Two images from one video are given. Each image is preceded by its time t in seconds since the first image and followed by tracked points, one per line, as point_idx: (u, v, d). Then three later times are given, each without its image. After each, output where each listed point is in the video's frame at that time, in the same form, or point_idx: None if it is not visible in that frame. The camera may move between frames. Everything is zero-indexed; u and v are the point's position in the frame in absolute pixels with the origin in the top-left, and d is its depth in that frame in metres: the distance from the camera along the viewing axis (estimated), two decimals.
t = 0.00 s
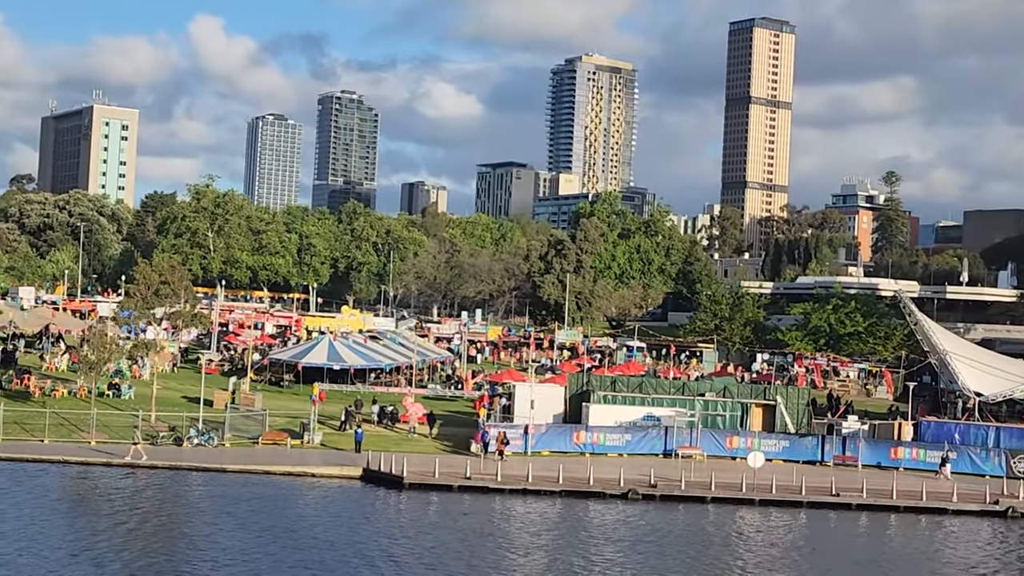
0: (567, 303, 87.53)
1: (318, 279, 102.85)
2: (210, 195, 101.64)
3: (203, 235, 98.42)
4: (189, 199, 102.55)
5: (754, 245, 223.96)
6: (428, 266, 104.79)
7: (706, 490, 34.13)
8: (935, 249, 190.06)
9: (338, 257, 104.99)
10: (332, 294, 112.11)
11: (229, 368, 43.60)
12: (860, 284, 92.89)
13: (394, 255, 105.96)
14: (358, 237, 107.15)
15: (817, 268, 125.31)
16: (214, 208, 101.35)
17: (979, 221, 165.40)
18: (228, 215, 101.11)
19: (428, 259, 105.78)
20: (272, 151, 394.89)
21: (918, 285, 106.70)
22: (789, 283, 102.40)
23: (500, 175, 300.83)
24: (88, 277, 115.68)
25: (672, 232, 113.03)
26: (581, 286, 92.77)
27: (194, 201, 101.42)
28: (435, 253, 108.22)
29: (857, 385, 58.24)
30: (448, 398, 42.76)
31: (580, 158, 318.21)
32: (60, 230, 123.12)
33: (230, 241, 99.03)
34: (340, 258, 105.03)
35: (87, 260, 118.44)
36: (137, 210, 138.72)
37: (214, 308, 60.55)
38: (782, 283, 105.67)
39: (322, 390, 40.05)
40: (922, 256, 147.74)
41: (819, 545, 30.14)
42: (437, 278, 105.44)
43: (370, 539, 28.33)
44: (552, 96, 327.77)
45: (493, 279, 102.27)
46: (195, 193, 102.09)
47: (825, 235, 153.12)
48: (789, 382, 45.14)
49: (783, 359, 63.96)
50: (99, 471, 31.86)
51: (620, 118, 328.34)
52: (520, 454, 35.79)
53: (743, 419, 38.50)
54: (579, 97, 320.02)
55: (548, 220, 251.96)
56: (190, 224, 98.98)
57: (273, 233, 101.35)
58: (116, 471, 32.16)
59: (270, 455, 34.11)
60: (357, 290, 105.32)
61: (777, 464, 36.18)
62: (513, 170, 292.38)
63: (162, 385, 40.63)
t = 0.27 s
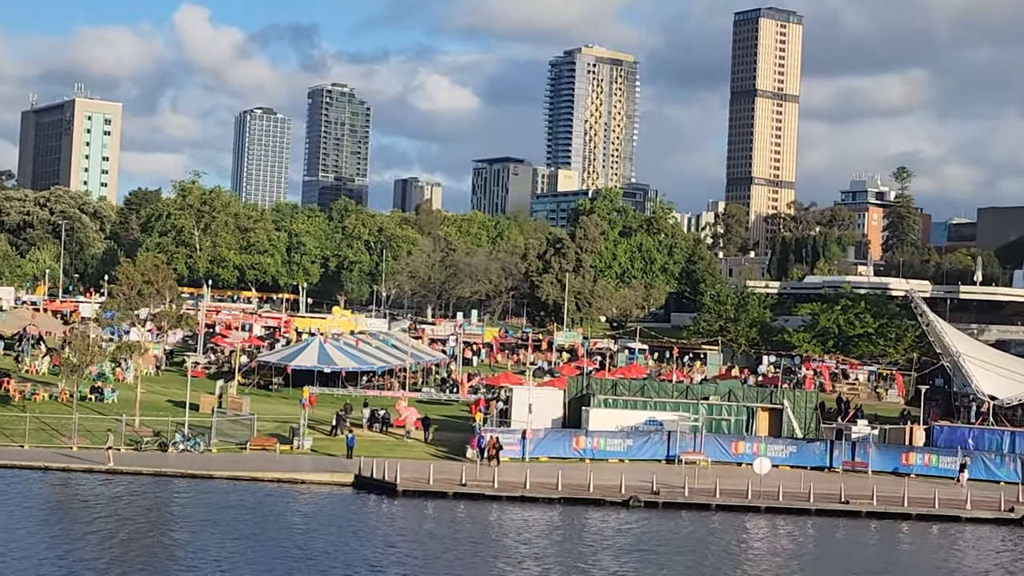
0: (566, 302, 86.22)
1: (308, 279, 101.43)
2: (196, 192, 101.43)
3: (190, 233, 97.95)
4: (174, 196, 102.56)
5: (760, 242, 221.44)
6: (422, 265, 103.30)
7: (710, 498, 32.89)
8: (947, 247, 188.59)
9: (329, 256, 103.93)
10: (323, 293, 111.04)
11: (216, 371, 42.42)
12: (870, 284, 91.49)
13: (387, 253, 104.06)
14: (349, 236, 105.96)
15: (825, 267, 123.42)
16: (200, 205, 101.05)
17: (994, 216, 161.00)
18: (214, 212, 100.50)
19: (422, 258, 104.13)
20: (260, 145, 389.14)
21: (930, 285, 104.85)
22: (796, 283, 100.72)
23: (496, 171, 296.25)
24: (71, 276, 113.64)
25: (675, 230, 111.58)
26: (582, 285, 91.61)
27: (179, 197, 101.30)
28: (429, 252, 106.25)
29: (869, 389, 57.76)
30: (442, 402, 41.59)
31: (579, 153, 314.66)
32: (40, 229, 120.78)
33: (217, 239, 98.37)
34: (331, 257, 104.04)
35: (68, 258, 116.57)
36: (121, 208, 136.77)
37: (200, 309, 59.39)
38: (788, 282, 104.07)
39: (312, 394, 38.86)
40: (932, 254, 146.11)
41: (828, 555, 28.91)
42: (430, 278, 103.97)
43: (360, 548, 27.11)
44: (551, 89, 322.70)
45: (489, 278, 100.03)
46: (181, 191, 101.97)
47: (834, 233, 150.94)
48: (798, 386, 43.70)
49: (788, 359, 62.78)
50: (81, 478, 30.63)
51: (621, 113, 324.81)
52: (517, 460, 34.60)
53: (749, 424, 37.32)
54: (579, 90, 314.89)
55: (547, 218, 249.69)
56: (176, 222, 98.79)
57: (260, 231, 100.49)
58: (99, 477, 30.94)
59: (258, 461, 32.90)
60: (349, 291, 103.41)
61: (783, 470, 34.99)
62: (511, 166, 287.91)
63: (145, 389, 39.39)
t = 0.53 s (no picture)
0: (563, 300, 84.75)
1: (293, 278, 100.35)
2: (176, 187, 98.47)
3: (169, 231, 96.09)
4: (154, 192, 99.27)
5: (764, 238, 218.49)
6: (412, 263, 101.05)
7: (712, 506, 31.50)
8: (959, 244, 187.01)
9: (315, 254, 103.10)
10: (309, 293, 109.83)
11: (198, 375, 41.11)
12: (880, 283, 89.96)
13: (375, 252, 102.49)
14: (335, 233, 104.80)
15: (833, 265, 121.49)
16: (181, 201, 98.32)
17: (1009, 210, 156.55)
18: (196, 208, 98.56)
19: (411, 255, 102.05)
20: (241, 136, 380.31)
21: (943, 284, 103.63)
22: (803, 282, 99.36)
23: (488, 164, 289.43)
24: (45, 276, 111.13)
25: (676, 226, 109.45)
26: (581, 284, 90.12)
27: (159, 193, 98.12)
28: (420, 249, 103.98)
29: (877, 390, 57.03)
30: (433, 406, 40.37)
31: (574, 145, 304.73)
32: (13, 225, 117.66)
33: (197, 237, 96.76)
34: (317, 255, 103.20)
35: (42, 257, 113.81)
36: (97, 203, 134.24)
37: (179, 309, 58.06)
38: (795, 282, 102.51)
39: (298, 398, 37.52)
40: (943, 252, 144.57)
41: (837, 565, 27.54)
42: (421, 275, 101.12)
43: (345, 558, 25.75)
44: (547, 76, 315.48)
45: (483, 277, 98.42)
46: (160, 185, 98.87)
47: (842, 229, 148.29)
48: (804, 390, 42.19)
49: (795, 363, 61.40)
50: (55, 486, 29.23)
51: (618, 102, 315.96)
52: (511, 467, 33.26)
53: (754, 429, 35.91)
54: (575, 79, 307.67)
55: (543, 214, 246.33)
56: (155, 219, 96.32)
57: (242, 227, 99.43)
58: (75, 484, 29.58)
59: (241, 468, 31.55)
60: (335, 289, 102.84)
61: (789, 477, 33.65)
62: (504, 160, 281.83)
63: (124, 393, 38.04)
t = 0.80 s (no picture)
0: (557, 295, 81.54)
1: (262, 271, 97.29)
2: (134, 173, 96.03)
3: (128, 221, 93.22)
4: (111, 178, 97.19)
5: (773, 226, 212.98)
6: (391, 255, 98.16)
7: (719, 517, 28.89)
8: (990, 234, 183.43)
9: (286, 245, 101.16)
10: (281, 287, 107.68)
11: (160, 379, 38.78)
12: (900, 275, 87.71)
13: (353, 243, 100.03)
14: (309, 223, 102.39)
15: (851, 257, 117.50)
16: (139, 187, 95.97)
17: None
18: (155, 195, 95.87)
19: (389, 247, 98.94)
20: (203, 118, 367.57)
21: (971, 277, 100.57)
22: (817, 275, 96.66)
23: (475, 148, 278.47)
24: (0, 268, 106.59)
25: (679, 215, 106.93)
26: (577, 280, 87.07)
27: (117, 179, 95.83)
28: (399, 241, 101.23)
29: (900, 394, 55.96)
30: (416, 410, 38.11)
31: (569, 127, 289.47)
32: None
33: (158, 228, 93.65)
34: (287, 247, 100.99)
35: None
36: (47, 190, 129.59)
37: (138, 306, 55.70)
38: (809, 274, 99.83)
39: (268, 404, 35.10)
40: (974, 241, 140.04)
41: None
42: (401, 270, 98.46)
43: None
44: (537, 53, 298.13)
45: (469, 271, 95.25)
46: (118, 171, 96.31)
47: (860, 218, 145.09)
48: (819, 391, 39.51)
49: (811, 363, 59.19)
50: None
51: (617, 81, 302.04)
52: (498, 478, 30.73)
53: (765, 436, 33.25)
54: (569, 54, 292.26)
55: (534, 200, 239.78)
56: (112, 207, 93.66)
57: (206, 217, 95.78)
58: (21, 497, 26.99)
59: (205, 479, 28.96)
60: (311, 284, 100.00)
61: (803, 487, 31.08)
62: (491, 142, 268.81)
63: (77, 398, 35.55)
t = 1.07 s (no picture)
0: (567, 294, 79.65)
1: (252, 272, 95.83)
2: (117, 168, 95.31)
3: (110, 219, 92.22)
4: (90, 172, 96.17)
5: (802, 225, 211.83)
6: (390, 255, 96.32)
7: (740, 532, 27.15)
8: None
9: (278, 245, 99.13)
10: (272, 288, 106.02)
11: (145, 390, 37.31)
12: (933, 275, 86.45)
13: (348, 243, 98.02)
14: (304, 221, 100.49)
15: (880, 256, 115.30)
16: (122, 183, 95.03)
17: None
18: (139, 191, 94.38)
19: (389, 247, 97.04)
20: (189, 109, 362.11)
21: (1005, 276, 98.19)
22: (843, 276, 95.02)
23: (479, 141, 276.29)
24: None
25: (696, 211, 104.64)
26: (589, 280, 85.41)
27: (98, 175, 94.96)
28: (399, 240, 99.41)
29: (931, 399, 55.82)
30: (419, 420, 36.67)
31: (579, 119, 286.38)
32: None
33: (143, 227, 92.09)
34: (280, 248, 99.14)
35: None
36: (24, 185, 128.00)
37: (121, 309, 54.09)
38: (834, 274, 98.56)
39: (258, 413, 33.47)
40: (1007, 237, 137.03)
41: None
42: (401, 270, 96.61)
43: None
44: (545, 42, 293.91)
45: (472, 271, 93.77)
46: (100, 167, 95.58)
47: (889, 214, 142.92)
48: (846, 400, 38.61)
49: (835, 364, 57.27)
50: None
51: (631, 69, 294.21)
52: (506, 492, 29.05)
53: (789, 446, 31.85)
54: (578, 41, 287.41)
55: (541, 196, 237.58)
56: (93, 204, 92.76)
57: (194, 215, 94.56)
58: None
59: (193, 493, 27.20)
60: (305, 286, 97.70)
61: (829, 502, 29.51)
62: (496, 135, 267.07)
63: (57, 408, 34.00)
